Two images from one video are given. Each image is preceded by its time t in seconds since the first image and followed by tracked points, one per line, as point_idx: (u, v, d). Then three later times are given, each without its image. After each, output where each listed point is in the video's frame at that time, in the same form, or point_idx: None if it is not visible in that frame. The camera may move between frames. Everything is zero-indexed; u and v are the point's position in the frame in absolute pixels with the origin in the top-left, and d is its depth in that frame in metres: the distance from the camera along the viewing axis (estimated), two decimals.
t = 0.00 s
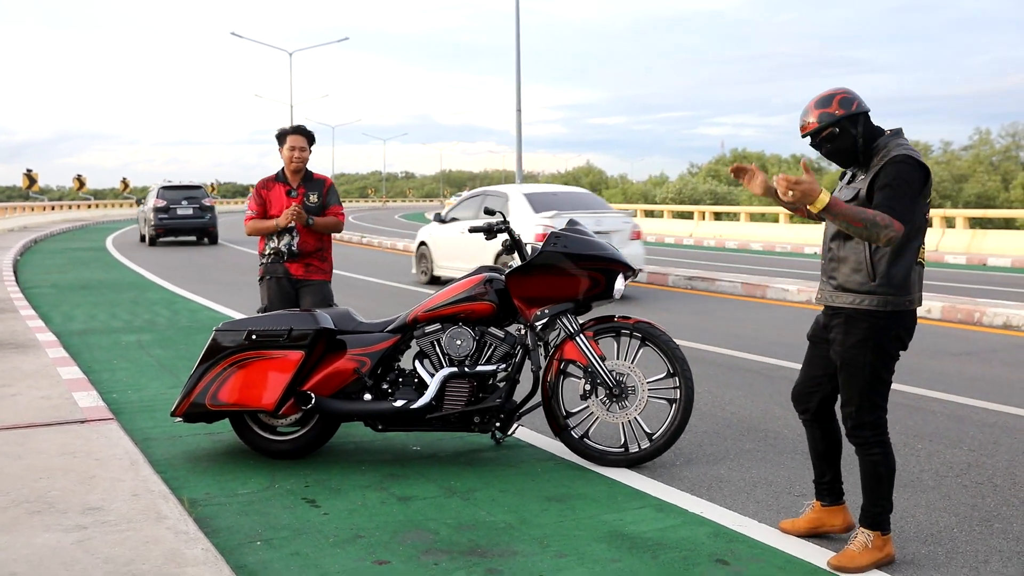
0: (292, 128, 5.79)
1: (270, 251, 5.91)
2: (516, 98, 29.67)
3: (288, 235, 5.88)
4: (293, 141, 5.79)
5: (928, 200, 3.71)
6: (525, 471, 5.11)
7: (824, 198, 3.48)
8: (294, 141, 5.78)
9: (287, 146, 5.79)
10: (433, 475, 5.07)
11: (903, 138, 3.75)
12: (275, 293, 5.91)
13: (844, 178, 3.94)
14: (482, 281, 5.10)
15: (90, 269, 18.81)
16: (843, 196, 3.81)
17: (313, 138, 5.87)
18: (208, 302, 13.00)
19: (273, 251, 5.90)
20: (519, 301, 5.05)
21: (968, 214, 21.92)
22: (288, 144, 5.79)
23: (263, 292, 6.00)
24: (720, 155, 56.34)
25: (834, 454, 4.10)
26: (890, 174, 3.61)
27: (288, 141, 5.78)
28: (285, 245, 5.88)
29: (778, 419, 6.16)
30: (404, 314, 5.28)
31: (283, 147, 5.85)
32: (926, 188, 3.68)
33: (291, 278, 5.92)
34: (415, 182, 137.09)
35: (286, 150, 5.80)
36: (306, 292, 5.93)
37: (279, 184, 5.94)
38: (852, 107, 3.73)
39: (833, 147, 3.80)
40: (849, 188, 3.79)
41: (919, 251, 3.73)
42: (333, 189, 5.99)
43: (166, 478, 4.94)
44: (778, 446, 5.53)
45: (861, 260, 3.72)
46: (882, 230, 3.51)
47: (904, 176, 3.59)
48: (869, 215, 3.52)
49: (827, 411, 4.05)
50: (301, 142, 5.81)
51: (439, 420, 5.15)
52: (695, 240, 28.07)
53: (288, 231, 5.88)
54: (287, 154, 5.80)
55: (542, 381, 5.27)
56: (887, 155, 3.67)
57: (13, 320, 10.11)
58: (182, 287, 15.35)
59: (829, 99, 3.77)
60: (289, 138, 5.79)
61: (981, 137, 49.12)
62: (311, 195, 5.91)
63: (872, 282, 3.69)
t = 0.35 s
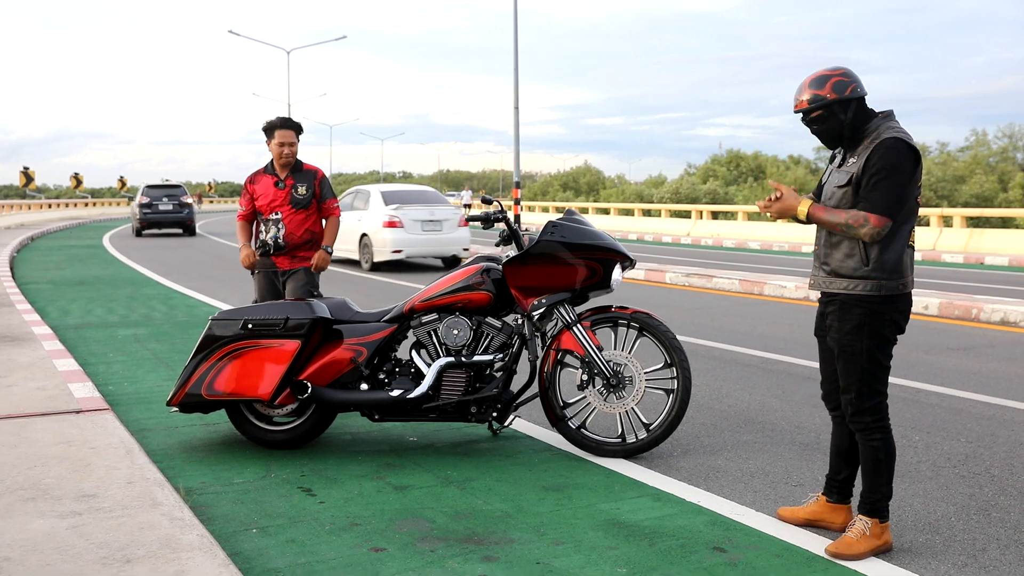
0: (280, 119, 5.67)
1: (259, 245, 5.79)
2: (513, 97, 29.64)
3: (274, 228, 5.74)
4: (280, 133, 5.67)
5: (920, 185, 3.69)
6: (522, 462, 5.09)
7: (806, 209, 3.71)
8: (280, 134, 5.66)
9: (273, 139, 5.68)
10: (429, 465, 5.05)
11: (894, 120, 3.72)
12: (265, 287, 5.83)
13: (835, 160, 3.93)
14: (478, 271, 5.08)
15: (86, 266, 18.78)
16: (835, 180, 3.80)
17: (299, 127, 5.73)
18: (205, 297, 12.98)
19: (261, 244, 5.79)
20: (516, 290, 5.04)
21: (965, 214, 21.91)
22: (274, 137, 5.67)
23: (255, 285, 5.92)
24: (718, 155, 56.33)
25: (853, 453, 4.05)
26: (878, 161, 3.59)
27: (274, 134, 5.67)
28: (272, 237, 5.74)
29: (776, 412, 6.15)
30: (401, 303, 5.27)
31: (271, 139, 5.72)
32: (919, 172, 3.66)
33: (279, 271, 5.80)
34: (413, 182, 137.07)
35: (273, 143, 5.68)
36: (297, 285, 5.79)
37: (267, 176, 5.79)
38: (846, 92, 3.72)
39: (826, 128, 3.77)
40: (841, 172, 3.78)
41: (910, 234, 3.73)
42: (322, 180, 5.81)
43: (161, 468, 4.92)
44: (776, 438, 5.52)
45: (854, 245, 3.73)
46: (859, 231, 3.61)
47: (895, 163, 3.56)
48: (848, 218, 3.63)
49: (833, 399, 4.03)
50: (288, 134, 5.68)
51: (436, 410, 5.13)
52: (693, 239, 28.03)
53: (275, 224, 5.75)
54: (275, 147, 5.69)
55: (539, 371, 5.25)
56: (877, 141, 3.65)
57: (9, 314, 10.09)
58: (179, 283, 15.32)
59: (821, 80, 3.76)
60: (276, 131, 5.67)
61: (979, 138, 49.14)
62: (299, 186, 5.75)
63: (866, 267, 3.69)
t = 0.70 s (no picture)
0: (286, 111, 5.62)
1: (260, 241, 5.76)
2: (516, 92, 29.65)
3: (275, 225, 5.71)
4: (285, 126, 5.62)
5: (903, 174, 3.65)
6: (525, 456, 5.09)
7: (840, 248, 3.57)
8: (287, 126, 5.61)
9: (278, 133, 5.63)
10: (433, 458, 5.04)
11: (870, 112, 3.69)
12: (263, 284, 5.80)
13: (813, 154, 3.93)
14: (482, 264, 5.07)
15: (88, 262, 18.79)
16: (818, 177, 3.79)
17: (303, 119, 5.67)
18: (208, 293, 12.99)
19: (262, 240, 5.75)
20: (520, 284, 5.03)
21: (969, 210, 21.87)
22: (280, 130, 5.62)
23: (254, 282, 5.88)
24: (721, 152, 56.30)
25: (819, 433, 4.10)
26: (860, 156, 3.57)
27: (280, 127, 5.62)
28: (272, 235, 5.72)
29: (779, 407, 6.13)
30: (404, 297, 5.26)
31: (276, 133, 5.65)
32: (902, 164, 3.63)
33: (279, 268, 5.77)
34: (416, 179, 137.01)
35: (277, 136, 5.64)
36: (297, 282, 5.78)
37: (269, 170, 5.73)
38: (814, 86, 3.74)
39: (790, 117, 3.85)
40: (820, 168, 3.77)
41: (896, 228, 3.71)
42: (324, 175, 5.79)
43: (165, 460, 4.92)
44: (780, 432, 5.51)
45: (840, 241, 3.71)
46: (884, 232, 3.51)
47: (877, 158, 3.53)
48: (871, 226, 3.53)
49: (811, 386, 4.05)
50: (293, 127, 5.63)
51: (440, 403, 5.13)
52: (696, 235, 28.03)
53: (275, 220, 5.71)
54: (279, 141, 5.64)
55: (543, 365, 5.25)
56: (851, 134, 3.64)
57: (12, 309, 10.11)
58: (182, 278, 15.32)
59: (797, 72, 3.80)
60: (282, 123, 5.63)
61: (982, 135, 49.06)
62: (301, 181, 5.70)
63: (852, 262, 3.67)
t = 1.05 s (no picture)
0: (293, 105, 5.62)
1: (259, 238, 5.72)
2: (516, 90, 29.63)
3: (276, 222, 5.69)
4: (290, 120, 5.61)
5: (834, 174, 3.64)
6: (524, 453, 5.08)
7: (733, 268, 3.60)
8: (293, 120, 5.60)
9: (283, 126, 5.61)
10: (433, 456, 5.03)
11: (810, 117, 3.71)
12: (261, 282, 5.75)
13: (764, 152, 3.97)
14: (482, 261, 5.06)
15: (88, 260, 18.78)
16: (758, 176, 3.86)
17: (307, 114, 5.68)
18: (207, 291, 12.97)
19: (261, 237, 5.72)
20: (520, 280, 5.03)
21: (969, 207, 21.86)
22: (286, 125, 5.61)
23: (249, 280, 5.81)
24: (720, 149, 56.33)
25: (762, 442, 4.06)
26: (780, 158, 3.62)
27: (286, 121, 5.61)
28: (272, 233, 5.68)
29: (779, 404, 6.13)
30: (403, 294, 5.25)
31: (280, 126, 5.63)
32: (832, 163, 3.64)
33: (278, 266, 5.74)
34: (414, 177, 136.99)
35: (281, 131, 5.62)
36: (296, 280, 5.76)
37: (269, 165, 5.71)
38: (752, 87, 3.80)
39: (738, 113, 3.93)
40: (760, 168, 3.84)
41: (828, 226, 3.73)
42: (325, 171, 5.79)
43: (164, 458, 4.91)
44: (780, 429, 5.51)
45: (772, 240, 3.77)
46: (787, 233, 3.57)
47: (794, 158, 3.56)
48: (773, 228, 3.58)
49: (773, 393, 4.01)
50: (299, 121, 5.63)
51: (439, 400, 5.12)
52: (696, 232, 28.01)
53: (276, 217, 5.68)
54: (282, 135, 5.63)
55: (543, 362, 5.23)
56: (783, 135, 3.67)
57: (11, 307, 10.10)
58: (181, 276, 15.31)
59: (743, 72, 3.87)
60: (287, 116, 5.62)
61: (981, 133, 49.08)
62: (303, 177, 5.70)
63: (782, 262, 3.72)
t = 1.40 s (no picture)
0: (296, 109, 5.55)
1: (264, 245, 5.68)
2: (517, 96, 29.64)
3: (283, 228, 5.67)
4: (295, 124, 5.55)
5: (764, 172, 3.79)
6: (528, 458, 5.06)
7: (741, 290, 3.72)
8: (297, 123, 5.54)
9: (288, 130, 5.54)
10: (436, 461, 5.02)
11: (749, 118, 3.84)
12: (268, 289, 5.72)
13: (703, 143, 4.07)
14: (485, 266, 5.04)
15: (90, 265, 18.78)
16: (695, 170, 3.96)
17: (308, 117, 5.65)
18: (208, 296, 12.97)
19: (268, 244, 5.67)
20: (523, 285, 4.99)
21: (970, 212, 21.83)
22: (291, 128, 5.54)
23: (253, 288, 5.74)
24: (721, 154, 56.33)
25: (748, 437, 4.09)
26: (719, 155, 3.72)
27: (291, 125, 5.54)
28: (280, 238, 5.67)
29: (783, 409, 6.11)
30: (406, 299, 5.24)
31: (283, 129, 5.56)
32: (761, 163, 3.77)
33: (286, 272, 5.73)
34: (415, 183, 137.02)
35: (286, 135, 5.55)
36: (304, 285, 5.78)
37: (272, 170, 5.64)
38: (710, 80, 3.88)
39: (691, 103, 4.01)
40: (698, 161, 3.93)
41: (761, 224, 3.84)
42: (322, 174, 5.81)
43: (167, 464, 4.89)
44: (785, 434, 5.50)
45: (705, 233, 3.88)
46: (739, 232, 3.69)
47: (735, 156, 3.68)
48: (734, 234, 3.70)
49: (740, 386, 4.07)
50: (302, 124, 5.58)
51: (443, 406, 5.11)
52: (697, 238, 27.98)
53: (283, 223, 5.67)
54: (288, 140, 5.56)
55: (547, 367, 5.22)
56: (720, 133, 3.80)
57: (12, 312, 10.09)
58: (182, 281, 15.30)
59: (705, 64, 3.94)
60: (291, 121, 5.54)
61: (982, 138, 49.07)
62: (306, 181, 5.70)
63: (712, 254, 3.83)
